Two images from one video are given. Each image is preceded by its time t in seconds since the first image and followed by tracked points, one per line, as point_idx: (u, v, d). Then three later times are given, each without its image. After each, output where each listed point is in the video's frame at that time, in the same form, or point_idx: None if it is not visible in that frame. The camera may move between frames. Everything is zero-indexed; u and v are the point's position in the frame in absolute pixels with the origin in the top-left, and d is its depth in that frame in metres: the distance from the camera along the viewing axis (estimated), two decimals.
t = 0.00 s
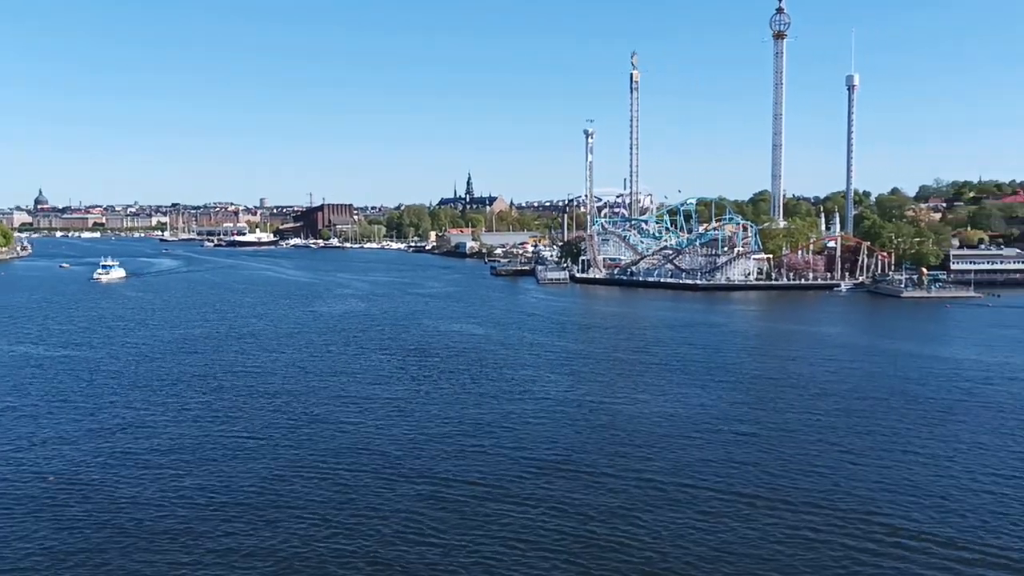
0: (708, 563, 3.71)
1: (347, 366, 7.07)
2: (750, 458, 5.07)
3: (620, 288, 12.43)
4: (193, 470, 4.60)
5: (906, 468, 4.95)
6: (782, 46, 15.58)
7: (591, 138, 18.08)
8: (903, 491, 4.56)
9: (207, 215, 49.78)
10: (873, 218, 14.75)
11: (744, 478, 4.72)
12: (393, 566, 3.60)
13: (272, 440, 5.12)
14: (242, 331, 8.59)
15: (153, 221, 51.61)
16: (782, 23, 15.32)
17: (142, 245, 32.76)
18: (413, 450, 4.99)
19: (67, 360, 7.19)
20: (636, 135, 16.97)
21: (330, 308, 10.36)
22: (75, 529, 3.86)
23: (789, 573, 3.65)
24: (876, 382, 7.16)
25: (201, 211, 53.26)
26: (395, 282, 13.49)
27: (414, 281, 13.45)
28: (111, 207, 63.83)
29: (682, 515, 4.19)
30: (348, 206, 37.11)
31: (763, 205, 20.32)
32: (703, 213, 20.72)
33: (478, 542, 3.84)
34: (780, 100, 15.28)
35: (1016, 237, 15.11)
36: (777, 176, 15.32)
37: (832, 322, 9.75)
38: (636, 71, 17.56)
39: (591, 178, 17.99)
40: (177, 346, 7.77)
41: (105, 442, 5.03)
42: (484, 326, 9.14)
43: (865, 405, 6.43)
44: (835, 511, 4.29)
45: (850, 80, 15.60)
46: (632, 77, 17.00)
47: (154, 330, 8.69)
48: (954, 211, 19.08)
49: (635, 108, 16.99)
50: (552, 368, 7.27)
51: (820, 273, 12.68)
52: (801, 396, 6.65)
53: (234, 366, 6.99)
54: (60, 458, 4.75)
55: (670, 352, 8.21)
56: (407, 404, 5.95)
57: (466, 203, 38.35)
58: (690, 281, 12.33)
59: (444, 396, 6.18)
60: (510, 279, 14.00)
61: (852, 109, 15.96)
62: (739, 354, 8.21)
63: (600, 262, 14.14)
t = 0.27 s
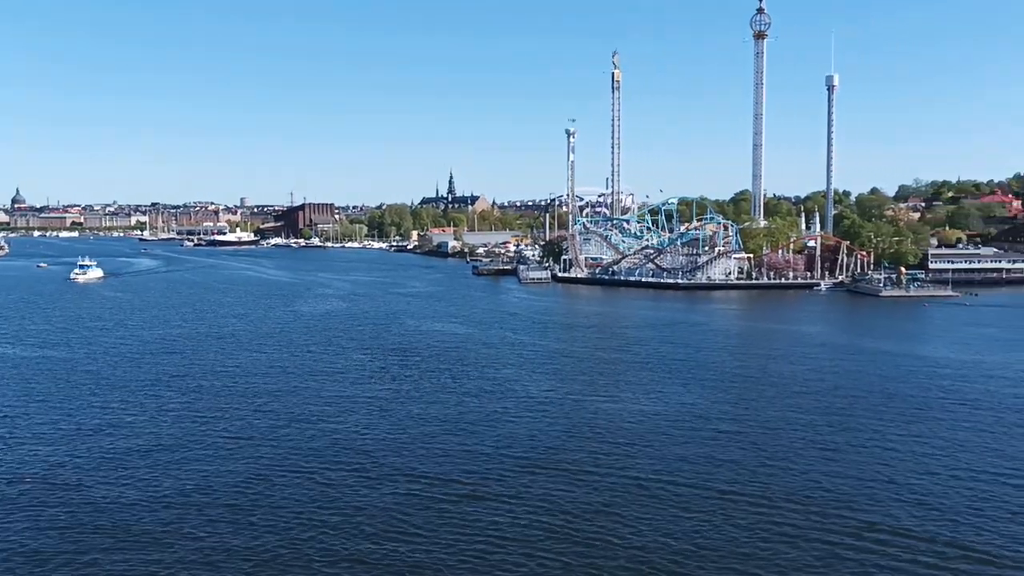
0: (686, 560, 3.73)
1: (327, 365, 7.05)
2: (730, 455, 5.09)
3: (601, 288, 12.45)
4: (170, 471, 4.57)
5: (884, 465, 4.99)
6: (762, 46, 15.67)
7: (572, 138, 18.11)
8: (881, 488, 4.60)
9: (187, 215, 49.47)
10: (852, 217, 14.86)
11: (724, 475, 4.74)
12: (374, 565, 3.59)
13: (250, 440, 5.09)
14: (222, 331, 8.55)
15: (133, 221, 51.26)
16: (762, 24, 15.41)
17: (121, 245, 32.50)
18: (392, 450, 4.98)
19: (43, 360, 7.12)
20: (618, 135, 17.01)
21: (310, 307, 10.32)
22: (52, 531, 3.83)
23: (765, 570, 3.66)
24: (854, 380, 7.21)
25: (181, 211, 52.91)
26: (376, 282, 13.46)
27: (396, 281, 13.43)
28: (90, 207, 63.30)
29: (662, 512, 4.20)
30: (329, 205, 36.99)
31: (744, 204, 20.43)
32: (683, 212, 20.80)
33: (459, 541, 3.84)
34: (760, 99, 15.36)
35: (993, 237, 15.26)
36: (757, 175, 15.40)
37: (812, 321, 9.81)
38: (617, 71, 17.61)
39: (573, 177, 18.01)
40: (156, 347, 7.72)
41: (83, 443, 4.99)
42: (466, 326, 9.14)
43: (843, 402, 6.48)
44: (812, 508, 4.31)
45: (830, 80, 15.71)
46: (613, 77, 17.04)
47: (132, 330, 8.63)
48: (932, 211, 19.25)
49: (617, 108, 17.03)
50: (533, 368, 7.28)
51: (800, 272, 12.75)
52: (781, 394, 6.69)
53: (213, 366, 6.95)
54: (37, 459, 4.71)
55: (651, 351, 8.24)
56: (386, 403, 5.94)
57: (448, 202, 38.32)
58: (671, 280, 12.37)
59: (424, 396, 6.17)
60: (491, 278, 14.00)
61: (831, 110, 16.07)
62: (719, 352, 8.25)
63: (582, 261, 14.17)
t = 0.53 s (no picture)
0: (667, 557, 3.75)
1: (308, 366, 7.03)
2: (710, 453, 5.12)
3: (582, 287, 12.48)
4: (150, 471, 4.55)
5: (862, 462, 5.04)
6: (743, 46, 15.75)
7: (554, 138, 18.13)
8: (858, 485, 4.65)
9: (166, 215, 49.27)
10: (833, 217, 14.95)
11: (704, 472, 4.77)
12: (355, 565, 3.60)
13: (231, 441, 5.08)
14: (203, 331, 8.51)
15: (112, 220, 50.89)
16: (743, 24, 15.48)
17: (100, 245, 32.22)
18: (374, 449, 4.98)
19: (20, 361, 7.07)
20: (599, 134, 17.05)
21: (292, 307, 10.29)
22: (30, 532, 3.81)
23: (746, 566, 3.69)
24: (833, 379, 7.27)
25: (161, 211, 52.56)
26: (358, 281, 13.45)
27: (377, 280, 13.43)
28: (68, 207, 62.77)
29: (643, 510, 4.23)
30: (311, 205, 36.86)
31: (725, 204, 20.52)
32: (665, 212, 20.89)
33: (440, 539, 3.85)
34: (741, 100, 15.44)
35: (970, 236, 15.42)
36: (738, 175, 15.48)
37: (792, 320, 9.87)
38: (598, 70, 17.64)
39: (555, 177, 18.04)
40: (135, 347, 7.69)
41: (61, 444, 4.96)
42: (447, 325, 9.14)
43: (823, 401, 6.53)
44: (792, 505, 4.35)
45: (810, 81, 15.81)
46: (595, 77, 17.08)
47: (111, 330, 8.58)
48: (911, 211, 19.42)
49: (598, 107, 17.07)
50: (514, 367, 7.29)
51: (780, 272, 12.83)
52: (761, 393, 6.73)
53: (193, 367, 6.92)
54: (14, 460, 4.68)
55: (632, 350, 8.27)
56: (368, 403, 5.94)
57: (430, 202, 38.29)
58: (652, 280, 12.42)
59: (406, 395, 6.17)
60: (473, 277, 14.01)
61: (811, 110, 16.17)
62: (700, 351, 8.29)
63: (564, 261, 14.19)
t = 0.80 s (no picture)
0: (649, 555, 3.76)
1: (291, 365, 7.02)
2: (693, 451, 5.16)
3: (566, 286, 12.50)
4: (130, 473, 4.52)
5: (843, 459, 5.09)
6: (725, 47, 15.82)
7: (537, 137, 18.15)
8: (839, 482, 4.69)
9: (147, 214, 48.96)
10: (815, 216, 15.05)
11: (687, 470, 4.80)
12: (340, 564, 3.60)
13: (212, 441, 5.05)
14: (185, 331, 8.47)
15: (93, 219, 50.53)
16: (725, 25, 15.56)
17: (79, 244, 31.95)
18: (356, 449, 4.97)
19: None
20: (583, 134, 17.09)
21: (274, 307, 10.25)
22: (11, 534, 3.79)
23: (728, 564, 3.71)
24: (815, 377, 7.32)
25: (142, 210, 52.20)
26: (341, 281, 13.42)
27: (361, 280, 13.41)
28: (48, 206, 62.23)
29: (626, 507, 4.25)
30: (294, 205, 36.73)
31: (708, 204, 20.61)
32: (648, 212, 20.95)
33: (425, 538, 3.85)
34: (724, 100, 15.51)
35: (950, 236, 15.54)
36: (721, 175, 15.55)
37: (774, 319, 9.93)
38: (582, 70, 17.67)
39: (538, 177, 18.06)
40: (116, 347, 7.64)
41: (42, 445, 4.93)
42: (430, 325, 9.14)
43: (804, 399, 6.58)
44: (774, 503, 4.37)
45: (792, 81, 15.89)
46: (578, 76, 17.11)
47: (92, 330, 8.52)
48: (892, 211, 19.56)
49: (582, 107, 17.10)
50: (497, 366, 7.30)
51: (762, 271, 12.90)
52: (742, 391, 6.78)
53: (174, 367, 6.89)
54: None
55: (615, 349, 8.30)
56: (351, 403, 5.92)
57: (413, 202, 38.22)
58: (636, 279, 12.46)
59: (389, 395, 6.17)
60: (457, 277, 14.01)
61: (793, 110, 16.26)
62: (683, 350, 8.33)
63: (547, 260, 14.21)
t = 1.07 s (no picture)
0: (633, 554, 3.76)
1: (276, 365, 7.00)
2: (678, 449, 5.17)
3: (551, 286, 12.52)
4: (113, 473, 4.50)
5: (827, 457, 5.12)
6: (711, 47, 15.87)
7: (524, 137, 18.16)
8: (822, 480, 4.72)
9: (131, 214, 48.69)
10: (799, 216, 15.12)
11: (672, 469, 4.81)
12: (324, 562, 3.60)
13: (195, 441, 5.04)
14: (170, 331, 8.44)
15: (77, 218, 50.20)
16: (710, 25, 15.61)
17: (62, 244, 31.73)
18: (340, 449, 4.96)
19: None
20: (569, 134, 17.11)
21: (259, 307, 10.21)
22: None
23: (712, 562, 3.71)
24: (799, 376, 7.35)
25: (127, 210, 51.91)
26: (326, 280, 13.40)
27: (346, 279, 13.39)
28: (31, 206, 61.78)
29: (611, 505, 4.27)
30: (279, 204, 36.60)
31: (693, 203, 20.66)
32: (634, 211, 20.99)
33: (409, 536, 3.86)
34: (709, 99, 15.56)
35: (933, 235, 15.64)
36: (706, 175, 15.60)
37: (759, 318, 9.97)
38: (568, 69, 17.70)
39: (525, 176, 18.07)
40: (100, 347, 7.60)
41: (24, 445, 4.91)
42: (416, 325, 9.13)
43: (789, 398, 6.61)
44: (757, 501, 4.38)
45: (776, 81, 15.95)
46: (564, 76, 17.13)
47: (75, 330, 8.48)
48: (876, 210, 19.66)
49: (568, 107, 17.12)
50: (483, 366, 7.30)
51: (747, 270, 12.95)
52: (728, 390, 6.80)
53: (158, 367, 6.86)
54: None
55: (601, 349, 8.31)
56: (335, 403, 5.91)
57: (400, 201, 38.17)
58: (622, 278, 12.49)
59: (374, 394, 6.17)
60: (443, 276, 14.01)
61: (778, 110, 16.33)
62: (668, 349, 8.35)
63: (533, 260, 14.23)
